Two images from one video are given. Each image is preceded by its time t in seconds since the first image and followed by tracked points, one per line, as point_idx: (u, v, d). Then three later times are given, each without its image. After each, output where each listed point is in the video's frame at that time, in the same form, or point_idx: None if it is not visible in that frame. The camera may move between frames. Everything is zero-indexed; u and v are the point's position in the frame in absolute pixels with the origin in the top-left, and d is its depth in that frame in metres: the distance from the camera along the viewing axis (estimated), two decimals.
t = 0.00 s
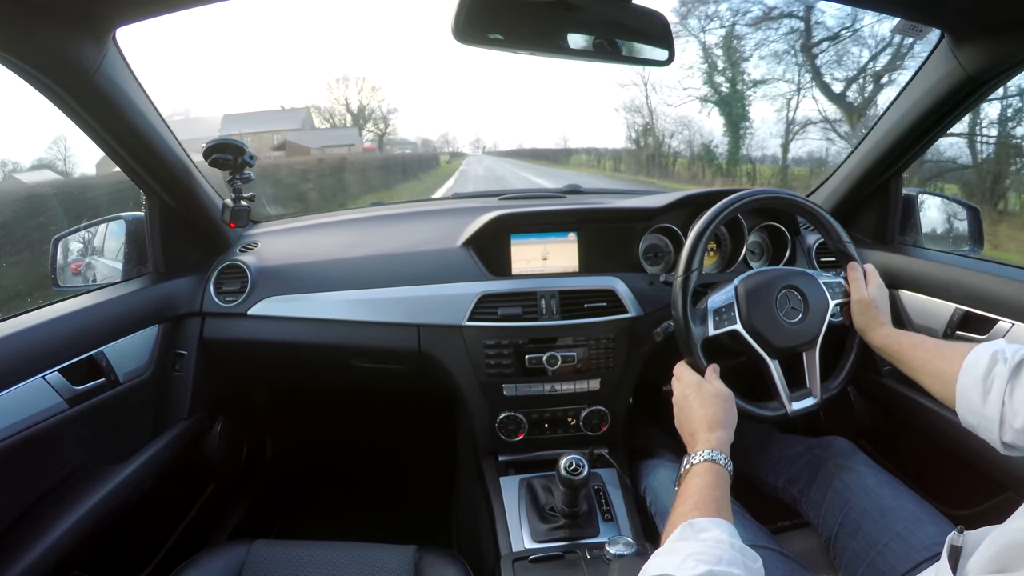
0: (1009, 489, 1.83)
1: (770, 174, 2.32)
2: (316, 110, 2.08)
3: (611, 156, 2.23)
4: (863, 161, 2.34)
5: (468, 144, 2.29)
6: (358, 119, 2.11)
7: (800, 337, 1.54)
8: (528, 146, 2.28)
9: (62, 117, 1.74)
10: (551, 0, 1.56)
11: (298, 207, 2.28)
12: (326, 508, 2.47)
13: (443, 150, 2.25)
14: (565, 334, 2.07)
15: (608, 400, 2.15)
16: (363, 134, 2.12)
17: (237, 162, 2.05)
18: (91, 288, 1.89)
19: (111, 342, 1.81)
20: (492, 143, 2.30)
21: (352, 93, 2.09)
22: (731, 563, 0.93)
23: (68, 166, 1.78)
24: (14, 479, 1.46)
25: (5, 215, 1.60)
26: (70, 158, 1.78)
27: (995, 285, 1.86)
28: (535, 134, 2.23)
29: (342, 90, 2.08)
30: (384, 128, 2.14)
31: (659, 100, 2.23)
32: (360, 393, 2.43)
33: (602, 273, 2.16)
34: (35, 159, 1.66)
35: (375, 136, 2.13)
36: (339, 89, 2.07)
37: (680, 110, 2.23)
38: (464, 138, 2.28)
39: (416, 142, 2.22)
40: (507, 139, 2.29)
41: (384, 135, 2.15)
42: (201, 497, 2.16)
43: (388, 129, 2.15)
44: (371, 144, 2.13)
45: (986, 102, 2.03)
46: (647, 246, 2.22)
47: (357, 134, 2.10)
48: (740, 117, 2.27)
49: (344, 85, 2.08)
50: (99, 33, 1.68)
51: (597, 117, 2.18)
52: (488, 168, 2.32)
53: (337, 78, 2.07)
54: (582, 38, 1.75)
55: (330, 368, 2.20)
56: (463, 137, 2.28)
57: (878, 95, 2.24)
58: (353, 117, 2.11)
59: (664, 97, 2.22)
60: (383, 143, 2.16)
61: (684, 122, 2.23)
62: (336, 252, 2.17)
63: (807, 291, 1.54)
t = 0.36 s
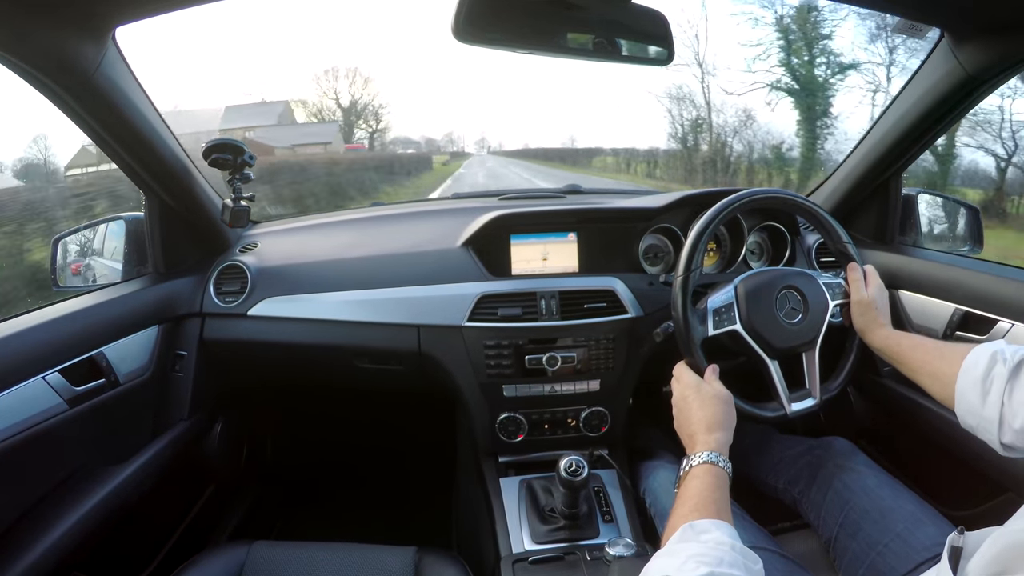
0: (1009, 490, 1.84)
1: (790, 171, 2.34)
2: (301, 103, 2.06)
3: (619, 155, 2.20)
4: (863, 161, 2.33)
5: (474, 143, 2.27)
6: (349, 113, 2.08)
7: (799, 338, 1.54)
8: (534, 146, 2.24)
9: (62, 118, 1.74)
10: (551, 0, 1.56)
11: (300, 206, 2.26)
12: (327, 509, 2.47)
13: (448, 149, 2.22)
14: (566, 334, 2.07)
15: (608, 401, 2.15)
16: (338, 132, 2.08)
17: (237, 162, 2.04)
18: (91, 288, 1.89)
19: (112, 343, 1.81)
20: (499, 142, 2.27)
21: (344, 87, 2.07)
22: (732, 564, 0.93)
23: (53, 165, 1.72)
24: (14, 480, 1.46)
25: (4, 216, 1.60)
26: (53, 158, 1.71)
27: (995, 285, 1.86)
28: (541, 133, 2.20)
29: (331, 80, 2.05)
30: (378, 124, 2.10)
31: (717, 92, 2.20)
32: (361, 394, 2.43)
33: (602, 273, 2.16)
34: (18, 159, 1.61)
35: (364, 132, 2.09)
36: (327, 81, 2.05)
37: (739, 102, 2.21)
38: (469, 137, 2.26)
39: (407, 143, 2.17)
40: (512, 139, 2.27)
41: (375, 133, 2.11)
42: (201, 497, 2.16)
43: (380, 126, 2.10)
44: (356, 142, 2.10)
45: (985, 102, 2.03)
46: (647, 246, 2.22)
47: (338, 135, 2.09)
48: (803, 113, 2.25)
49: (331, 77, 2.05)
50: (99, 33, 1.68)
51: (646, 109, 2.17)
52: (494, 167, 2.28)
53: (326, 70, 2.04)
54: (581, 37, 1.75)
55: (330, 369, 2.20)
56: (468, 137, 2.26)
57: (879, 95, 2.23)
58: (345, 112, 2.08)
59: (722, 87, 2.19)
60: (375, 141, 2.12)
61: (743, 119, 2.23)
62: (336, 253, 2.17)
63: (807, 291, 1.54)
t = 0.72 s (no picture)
0: (1009, 490, 1.84)
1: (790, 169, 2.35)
2: (283, 98, 2.09)
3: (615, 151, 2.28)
4: (863, 160, 2.33)
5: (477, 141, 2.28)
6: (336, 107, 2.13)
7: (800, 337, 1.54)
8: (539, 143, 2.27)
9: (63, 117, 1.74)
10: None
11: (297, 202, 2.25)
12: (327, 509, 2.47)
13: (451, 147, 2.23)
14: (566, 333, 2.07)
15: (608, 400, 2.15)
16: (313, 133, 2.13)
17: (237, 162, 2.05)
18: (91, 287, 1.89)
19: (112, 342, 1.81)
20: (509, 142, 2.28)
21: (331, 79, 2.11)
22: (735, 563, 0.93)
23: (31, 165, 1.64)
24: (15, 480, 1.46)
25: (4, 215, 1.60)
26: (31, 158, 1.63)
27: (995, 285, 1.86)
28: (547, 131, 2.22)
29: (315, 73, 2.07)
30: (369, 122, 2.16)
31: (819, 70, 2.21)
32: (360, 394, 2.43)
33: (602, 273, 2.16)
34: None
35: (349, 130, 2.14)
36: (311, 73, 2.07)
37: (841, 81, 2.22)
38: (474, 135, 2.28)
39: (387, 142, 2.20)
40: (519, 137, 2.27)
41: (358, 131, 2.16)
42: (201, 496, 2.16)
43: (367, 122, 2.16)
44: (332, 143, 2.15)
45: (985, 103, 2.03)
46: (647, 245, 2.22)
47: (310, 136, 2.12)
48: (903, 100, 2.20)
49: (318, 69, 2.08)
50: (99, 33, 1.68)
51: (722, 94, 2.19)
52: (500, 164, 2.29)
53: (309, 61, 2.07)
54: (581, 37, 1.75)
55: (330, 369, 2.20)
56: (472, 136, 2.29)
57: (878, 94, 2.23)
58: (333, 108, 2.13)
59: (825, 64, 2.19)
60: (363, 139, 2.18)
61: (839, 99, 2.24)
62: (336, 252, 2.17)
63: (807, 291, 1.54)
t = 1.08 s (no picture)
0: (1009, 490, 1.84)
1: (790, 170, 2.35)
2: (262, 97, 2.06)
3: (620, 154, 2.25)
4: (863, 161, 2.34)
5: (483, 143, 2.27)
6: (319, 105, 2.08)
7: (799, 338, 1.54)
8: (545, 145, 2.25)
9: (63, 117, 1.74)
10: (551, 0, 1.56)
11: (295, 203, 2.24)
12: (326, 510, 2.47)
13: (457, 149, 2.22)
14: (566, 334, 2.07)
15: (607, 401, 2.15)
16: (286, 132, 2.10)
17: (237, 163, 2.04)
18: (90, 288, 1.89)
19: (112, 343, 1.81)
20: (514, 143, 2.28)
21: (312, 74, 2.07)
22: (731, 563, 0.93)
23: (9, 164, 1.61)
24: (15, 481, 1.46)
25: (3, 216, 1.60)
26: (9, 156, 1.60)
27: (995, 285, 1.86)
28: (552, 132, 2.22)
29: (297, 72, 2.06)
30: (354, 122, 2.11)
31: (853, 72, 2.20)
32: (361, 394, 2.43)
33: (602, 273, 2.16)
34: None
35: (330, 131, 2.09)
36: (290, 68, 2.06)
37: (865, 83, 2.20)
38: (478, 136, 2.27)
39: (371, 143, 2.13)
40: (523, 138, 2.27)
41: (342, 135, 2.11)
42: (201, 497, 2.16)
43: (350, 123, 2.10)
44: (300, 147, 2.11)
45: (984, 104, 2.04)
46: (647, 246, 2.22)
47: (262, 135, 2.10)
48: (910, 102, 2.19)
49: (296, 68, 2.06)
50: (99, 34, 1.68)
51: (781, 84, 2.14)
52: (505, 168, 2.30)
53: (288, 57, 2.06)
54: (581, 37, 1.75)
55: (330, 369, 2.20)
56: (476, 137, 2.27)
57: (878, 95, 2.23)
58: (315, 106, 2.08)
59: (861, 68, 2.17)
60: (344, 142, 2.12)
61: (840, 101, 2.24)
62: (335, 252, 2.17)
63: (807, 291, 1.54)
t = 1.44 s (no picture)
0: (1009, 490, 1.84)
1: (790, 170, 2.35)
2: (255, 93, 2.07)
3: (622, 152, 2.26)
4: (863, 161, 2.34)
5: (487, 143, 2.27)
6: (297, 99, 2.09)
7: (799, 337, 1.54)
8: (551, 144, 2.28)
9: (64, 118, 1.74)
10: (551, 1, 1.56)
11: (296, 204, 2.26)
12: (326, 509, 2.47)
13: (458, 148, 2.22)
14: (566, 334, 2.07)
15: (607, 400, 2.15)
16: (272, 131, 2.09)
17: (237, 162, 2.04)
18: (91, 288, 1.89)
19: (112, 342, 1.81)
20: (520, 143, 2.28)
21: (289, 60, 2.05)
22: (742, 564, 0.93)
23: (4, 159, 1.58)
24: (15, 481, 1.46)
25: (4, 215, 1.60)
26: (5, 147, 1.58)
27: (995, 285, 1.86)
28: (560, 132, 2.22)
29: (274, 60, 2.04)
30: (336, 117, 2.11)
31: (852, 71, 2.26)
32: (360, 393, 2.43)
33: (602, 273, 2.16)
34: None
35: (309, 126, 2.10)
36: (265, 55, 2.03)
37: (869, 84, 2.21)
38: (481, 135, 2.26)
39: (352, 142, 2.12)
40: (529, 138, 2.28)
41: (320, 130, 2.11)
42: (200, 496, 2.16)
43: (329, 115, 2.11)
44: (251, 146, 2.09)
45: (984, 105, 2.04)
46: (647, 246, 2.22)
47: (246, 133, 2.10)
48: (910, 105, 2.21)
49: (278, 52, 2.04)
50: (100, 34, 1.68)
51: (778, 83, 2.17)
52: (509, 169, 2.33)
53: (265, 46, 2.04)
54: (580, 38, 1.75)
55: (330, 369, 2.20)
56: (480, 136, 2.27)
57: (878, 96, 2.24)
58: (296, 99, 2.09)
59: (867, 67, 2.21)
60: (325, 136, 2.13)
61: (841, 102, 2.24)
62: (336, 252, 2.17)
63: (807, 292, 1.54)
